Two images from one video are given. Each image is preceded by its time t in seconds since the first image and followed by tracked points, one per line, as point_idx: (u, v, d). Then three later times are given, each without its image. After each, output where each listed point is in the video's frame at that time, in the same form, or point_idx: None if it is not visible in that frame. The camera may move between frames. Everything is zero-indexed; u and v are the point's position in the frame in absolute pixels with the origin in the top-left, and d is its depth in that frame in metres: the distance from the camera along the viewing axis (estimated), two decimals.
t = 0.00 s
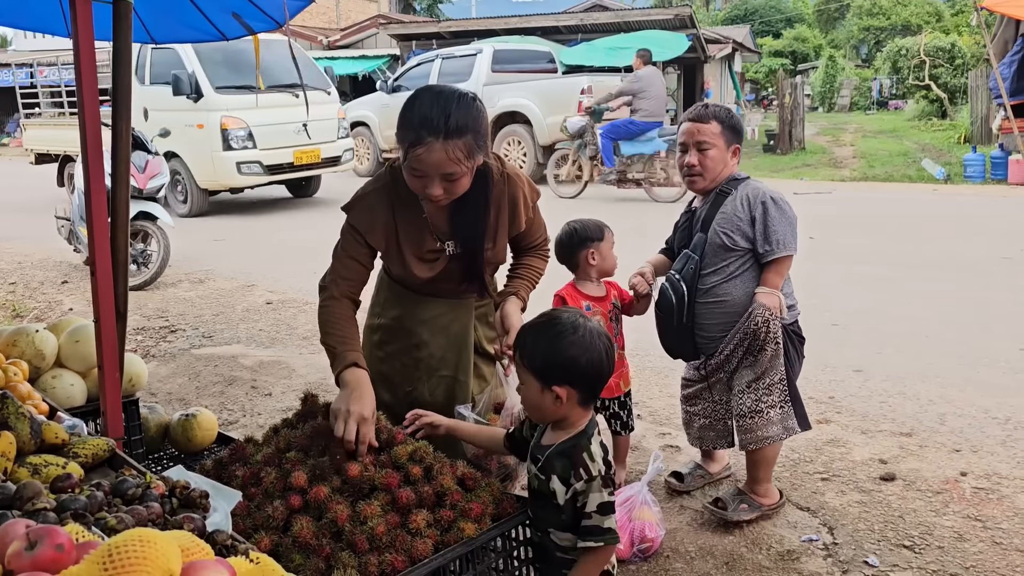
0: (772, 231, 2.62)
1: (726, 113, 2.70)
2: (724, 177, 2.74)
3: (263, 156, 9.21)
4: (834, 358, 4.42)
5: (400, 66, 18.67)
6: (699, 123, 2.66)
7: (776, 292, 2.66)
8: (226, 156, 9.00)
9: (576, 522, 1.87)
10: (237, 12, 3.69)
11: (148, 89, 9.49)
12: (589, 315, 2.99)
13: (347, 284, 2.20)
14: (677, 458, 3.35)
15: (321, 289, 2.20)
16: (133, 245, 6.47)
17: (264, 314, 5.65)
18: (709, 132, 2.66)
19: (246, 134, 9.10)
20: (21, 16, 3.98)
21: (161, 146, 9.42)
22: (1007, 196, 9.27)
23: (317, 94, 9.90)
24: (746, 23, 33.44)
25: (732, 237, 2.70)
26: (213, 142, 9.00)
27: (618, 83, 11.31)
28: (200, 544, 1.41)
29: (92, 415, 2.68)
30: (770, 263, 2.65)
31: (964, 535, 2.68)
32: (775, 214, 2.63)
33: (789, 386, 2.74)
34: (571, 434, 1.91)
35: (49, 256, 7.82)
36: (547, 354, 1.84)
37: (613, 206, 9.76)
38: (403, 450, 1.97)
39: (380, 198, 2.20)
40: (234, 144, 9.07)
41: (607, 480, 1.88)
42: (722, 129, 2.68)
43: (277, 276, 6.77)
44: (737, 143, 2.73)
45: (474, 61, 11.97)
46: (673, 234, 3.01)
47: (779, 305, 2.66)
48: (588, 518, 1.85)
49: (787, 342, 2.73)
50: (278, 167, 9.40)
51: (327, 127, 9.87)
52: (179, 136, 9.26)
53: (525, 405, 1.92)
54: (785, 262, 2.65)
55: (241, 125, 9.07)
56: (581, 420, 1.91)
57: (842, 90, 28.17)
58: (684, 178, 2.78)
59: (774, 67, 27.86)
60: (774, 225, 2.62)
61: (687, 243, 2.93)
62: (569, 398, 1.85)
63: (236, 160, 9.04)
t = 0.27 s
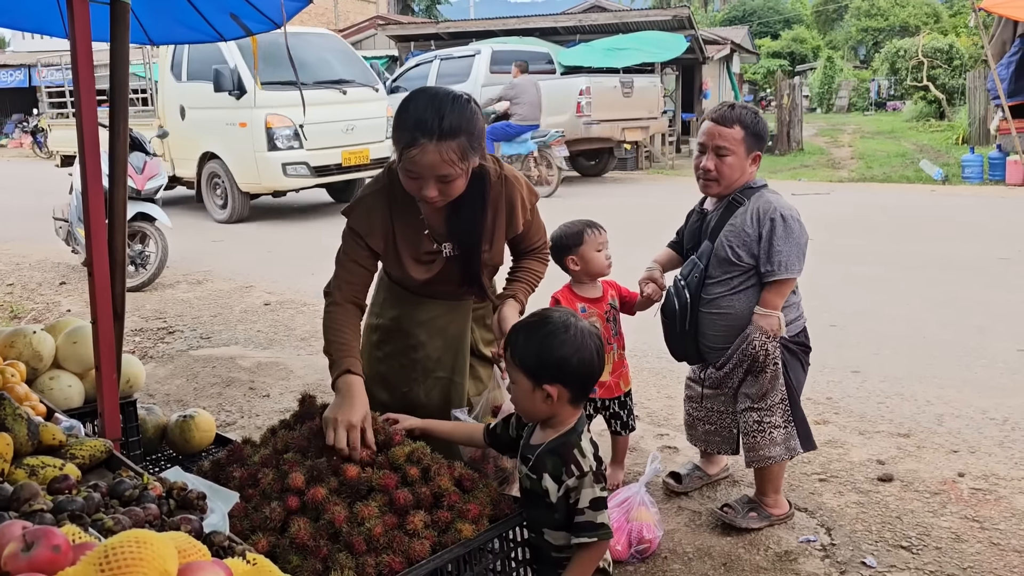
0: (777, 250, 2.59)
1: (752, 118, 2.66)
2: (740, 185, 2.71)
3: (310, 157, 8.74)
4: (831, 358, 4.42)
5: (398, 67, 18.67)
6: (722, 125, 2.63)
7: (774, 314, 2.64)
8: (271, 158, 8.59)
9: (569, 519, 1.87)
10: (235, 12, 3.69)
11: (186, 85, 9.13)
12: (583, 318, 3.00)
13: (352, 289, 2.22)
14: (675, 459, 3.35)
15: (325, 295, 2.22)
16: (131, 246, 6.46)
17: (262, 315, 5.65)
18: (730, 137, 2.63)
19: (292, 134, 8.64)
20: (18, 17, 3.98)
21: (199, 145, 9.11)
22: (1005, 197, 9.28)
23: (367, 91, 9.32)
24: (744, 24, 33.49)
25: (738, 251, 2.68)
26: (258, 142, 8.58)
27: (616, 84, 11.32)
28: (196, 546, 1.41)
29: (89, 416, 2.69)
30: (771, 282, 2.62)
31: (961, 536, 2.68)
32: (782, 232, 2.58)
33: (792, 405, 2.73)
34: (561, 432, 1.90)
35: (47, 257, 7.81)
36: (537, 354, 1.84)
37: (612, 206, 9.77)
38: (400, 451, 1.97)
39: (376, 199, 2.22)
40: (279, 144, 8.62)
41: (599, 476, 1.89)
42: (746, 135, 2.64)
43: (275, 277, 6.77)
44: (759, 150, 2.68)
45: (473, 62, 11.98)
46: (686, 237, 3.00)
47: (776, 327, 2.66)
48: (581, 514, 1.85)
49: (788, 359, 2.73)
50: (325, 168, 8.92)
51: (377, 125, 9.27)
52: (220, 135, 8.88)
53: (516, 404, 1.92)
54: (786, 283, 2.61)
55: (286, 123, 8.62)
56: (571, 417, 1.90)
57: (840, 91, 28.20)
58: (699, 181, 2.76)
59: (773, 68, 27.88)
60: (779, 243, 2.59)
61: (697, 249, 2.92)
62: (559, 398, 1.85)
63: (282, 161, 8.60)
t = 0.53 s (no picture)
0: (797, 269, 2.53)
1: (777, 129, 2.58)
2: (759, 198, 2.63)
3: (370, 161, 8.18)
4: (831, 361, 4.43)
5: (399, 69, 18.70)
6: (744, 137, 2.55)
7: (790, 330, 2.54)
8: (328, 161, 8.04)
9: (572, 520, 1.87)
10: (235, 15, 3.70)
11: (235, 83, 8.69)
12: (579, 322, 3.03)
13: (346, 286, 2.29)
14: (675, 461, 3.35)
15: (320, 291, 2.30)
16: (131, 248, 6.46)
17: (262, 317, 5.65)
18: (754, 150, 2.55)
19: (351, 137, 8.09)
20: (18, 19, 3.99)
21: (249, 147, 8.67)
22: (1004, 199, 9.30)
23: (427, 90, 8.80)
24: (744, 26, 33.53)
25: (754, 267, 2.64)
26: (315, 145, 8.05)
27: (616, 86, 11.33)
28: (197, 549, 1.41)
29: (89, 419, 2.69)
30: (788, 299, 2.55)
31: (961, 538, 2.68)
32: (803, 252, 2.52)
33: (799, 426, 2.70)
34: (562, 432, 1.90)
35: (47, 259, 7.81)
36: (536, 354, 1.84)
37: (612, 208, 9.77)
38: (400, 454, 1.97)
39: (377, 197, 2.25)
40: (337, 146, 8.08)
41: (601, 475, 1.88)
42: (769, 148, 2.57)
43: (275, 279, 6.77)
44: (780, 162, 2.61)
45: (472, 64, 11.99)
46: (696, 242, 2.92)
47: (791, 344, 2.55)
48: (583, 513, 1.85)
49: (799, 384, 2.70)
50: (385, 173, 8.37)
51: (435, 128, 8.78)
52: (271, 137, 8.40)
53: (515, 405, 1.92)
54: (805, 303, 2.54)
55: (345, 125, 8.05)
56: (571, 419, 1.90)
57: (839, 93, 28.20)
58: (716, 192, 2.69)
59: (772, 70, 27.90)
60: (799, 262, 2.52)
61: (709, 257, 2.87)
62: (559, 399, 1.85)
63: (340, 165, 8.06)
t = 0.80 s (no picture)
0: (808, 281, 2.52)
1: (798, 138, 2.55)
2: (772, 207, 2.62)
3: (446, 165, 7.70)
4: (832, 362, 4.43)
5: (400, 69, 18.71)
6: (763, 144, 2.52)
7: (793, 342, 2.52)
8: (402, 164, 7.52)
9: (573, 520, 1.88)
10: (237, 16, 3.71)
11: (297, 79, 8.18)
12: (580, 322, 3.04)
13: (347, 286, 2.37)
14: (676, 462, 3.36)
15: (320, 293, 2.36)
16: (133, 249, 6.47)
17: (264, 318, 5.66)
18: (774, 159, 2.52)
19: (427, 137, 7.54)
20: (20, 21, 4.00)
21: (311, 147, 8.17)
22: (1006, 200, 9.29)
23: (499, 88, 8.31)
24: (746, 27, 33.56)
25: (764, 277, 2.64)
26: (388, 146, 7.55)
27: (617, 87, 11.34)
28: (200, 550, 1.42)
29: (92, 420, 2.70)
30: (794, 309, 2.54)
31: (962, 539, 2.69)
32: (815, 264, 2.52)
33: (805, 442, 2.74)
34: (564, 432, 1.91)
35: (49, 260, 7.82)
36: (540, 353, 1.85)
37: (613, 209, 9.77)
38: (402, 454, 1.98)
39: (381, 196, 2.29)
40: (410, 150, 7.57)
41: (601, 475, 1.89)
42: (788, 158, 2.54)
43: (277, 280, 6.78)
44: (797, 173, 2.59)
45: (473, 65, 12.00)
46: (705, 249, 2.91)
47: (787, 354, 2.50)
48: (584, 513, 1.85)
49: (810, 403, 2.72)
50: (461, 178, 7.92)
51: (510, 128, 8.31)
52: (338, 138, 7.91)
53: (518, 401, 1.93)
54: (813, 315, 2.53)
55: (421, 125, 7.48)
56: (574, 419, 1.90)
57: (841, 94, 28.17)
58: (729, 198, 2.66)
59: (774, 70, 27.90)
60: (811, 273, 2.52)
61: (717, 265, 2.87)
62: (560, 398, 1.85)
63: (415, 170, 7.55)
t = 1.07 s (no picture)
0: (811, 287, 2.52)
1: (807, 143, 2.54)
2: (776, 211, 2.61)
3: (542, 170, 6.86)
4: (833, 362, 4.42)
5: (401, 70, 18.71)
6: (772, 147, 2.51)
7: (796, 350, 2.52)
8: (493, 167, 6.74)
9: (573, 520, 1.87)
10: (239, 16, 3.72)
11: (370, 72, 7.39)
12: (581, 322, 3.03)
13: (350, 283, 2.32)
14: (677, 463, 3.36)
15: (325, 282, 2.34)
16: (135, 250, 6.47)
17: (265, 318, 5.66)
18: (782, 163, 2.51)
19: (522, 140, 6.76)
20: (22, 21, 4.00)
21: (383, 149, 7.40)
22: (1007, 201, 9.29)
23: (597, 85, 7.50)
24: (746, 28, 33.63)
25: (769, 282, 2.64)
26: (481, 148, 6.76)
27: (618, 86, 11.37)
28: (203, 550, 1.42)
29: (94, 420, 2.70)
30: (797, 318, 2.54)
31: (964, 540, 2.68)
32: (820, 272, 2.52)
33: (805, 445, 2.73)
34: (565, 432, 1.91)
35: (50, 260, 7.83)
36: (543, 354, 1.85)
37: (614, 209, 9.78)
38: (404, 455, 1.98)
39: (382, 192, 2.26)
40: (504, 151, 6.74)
41: (603, 475, 1.89)
42: (796, 163, 2.53)
43: (278, 281, 6.78)
44: (804, 178, 2.58)
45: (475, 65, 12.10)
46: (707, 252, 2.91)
47: (791, 364, 2.52)
48: (584, 513, 1.85)
49: (812, 406, 2.72)
50: (557, 184, 7.07)
51: (611, 129, 7.50)
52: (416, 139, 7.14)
53: (520, 401, 1.93)
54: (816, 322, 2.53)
55: (514, 124, 6.69)
56: (575, 420, 1.91)
57: (842, 95, 28.17)
58: (733, 201, 2.65)
59: (775, 71, 27.94)
60: (817, 280, 2.52)
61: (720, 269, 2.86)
62: (563, 399, 1.85)
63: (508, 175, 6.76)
